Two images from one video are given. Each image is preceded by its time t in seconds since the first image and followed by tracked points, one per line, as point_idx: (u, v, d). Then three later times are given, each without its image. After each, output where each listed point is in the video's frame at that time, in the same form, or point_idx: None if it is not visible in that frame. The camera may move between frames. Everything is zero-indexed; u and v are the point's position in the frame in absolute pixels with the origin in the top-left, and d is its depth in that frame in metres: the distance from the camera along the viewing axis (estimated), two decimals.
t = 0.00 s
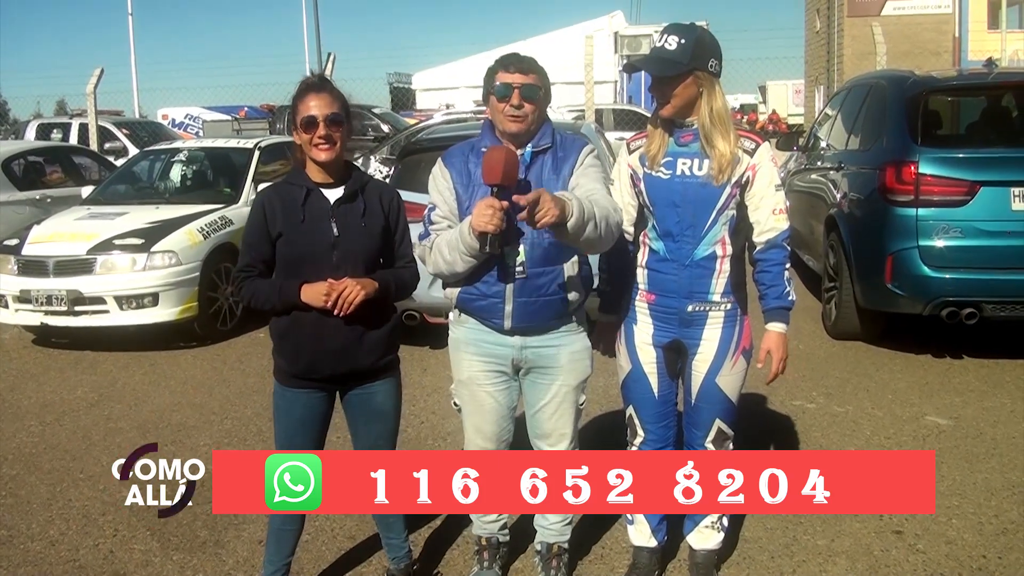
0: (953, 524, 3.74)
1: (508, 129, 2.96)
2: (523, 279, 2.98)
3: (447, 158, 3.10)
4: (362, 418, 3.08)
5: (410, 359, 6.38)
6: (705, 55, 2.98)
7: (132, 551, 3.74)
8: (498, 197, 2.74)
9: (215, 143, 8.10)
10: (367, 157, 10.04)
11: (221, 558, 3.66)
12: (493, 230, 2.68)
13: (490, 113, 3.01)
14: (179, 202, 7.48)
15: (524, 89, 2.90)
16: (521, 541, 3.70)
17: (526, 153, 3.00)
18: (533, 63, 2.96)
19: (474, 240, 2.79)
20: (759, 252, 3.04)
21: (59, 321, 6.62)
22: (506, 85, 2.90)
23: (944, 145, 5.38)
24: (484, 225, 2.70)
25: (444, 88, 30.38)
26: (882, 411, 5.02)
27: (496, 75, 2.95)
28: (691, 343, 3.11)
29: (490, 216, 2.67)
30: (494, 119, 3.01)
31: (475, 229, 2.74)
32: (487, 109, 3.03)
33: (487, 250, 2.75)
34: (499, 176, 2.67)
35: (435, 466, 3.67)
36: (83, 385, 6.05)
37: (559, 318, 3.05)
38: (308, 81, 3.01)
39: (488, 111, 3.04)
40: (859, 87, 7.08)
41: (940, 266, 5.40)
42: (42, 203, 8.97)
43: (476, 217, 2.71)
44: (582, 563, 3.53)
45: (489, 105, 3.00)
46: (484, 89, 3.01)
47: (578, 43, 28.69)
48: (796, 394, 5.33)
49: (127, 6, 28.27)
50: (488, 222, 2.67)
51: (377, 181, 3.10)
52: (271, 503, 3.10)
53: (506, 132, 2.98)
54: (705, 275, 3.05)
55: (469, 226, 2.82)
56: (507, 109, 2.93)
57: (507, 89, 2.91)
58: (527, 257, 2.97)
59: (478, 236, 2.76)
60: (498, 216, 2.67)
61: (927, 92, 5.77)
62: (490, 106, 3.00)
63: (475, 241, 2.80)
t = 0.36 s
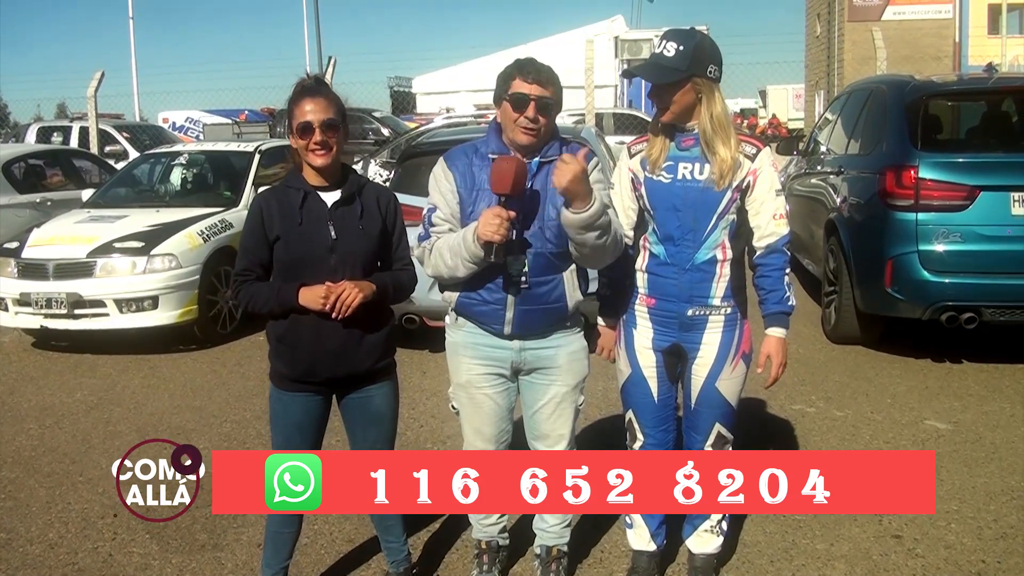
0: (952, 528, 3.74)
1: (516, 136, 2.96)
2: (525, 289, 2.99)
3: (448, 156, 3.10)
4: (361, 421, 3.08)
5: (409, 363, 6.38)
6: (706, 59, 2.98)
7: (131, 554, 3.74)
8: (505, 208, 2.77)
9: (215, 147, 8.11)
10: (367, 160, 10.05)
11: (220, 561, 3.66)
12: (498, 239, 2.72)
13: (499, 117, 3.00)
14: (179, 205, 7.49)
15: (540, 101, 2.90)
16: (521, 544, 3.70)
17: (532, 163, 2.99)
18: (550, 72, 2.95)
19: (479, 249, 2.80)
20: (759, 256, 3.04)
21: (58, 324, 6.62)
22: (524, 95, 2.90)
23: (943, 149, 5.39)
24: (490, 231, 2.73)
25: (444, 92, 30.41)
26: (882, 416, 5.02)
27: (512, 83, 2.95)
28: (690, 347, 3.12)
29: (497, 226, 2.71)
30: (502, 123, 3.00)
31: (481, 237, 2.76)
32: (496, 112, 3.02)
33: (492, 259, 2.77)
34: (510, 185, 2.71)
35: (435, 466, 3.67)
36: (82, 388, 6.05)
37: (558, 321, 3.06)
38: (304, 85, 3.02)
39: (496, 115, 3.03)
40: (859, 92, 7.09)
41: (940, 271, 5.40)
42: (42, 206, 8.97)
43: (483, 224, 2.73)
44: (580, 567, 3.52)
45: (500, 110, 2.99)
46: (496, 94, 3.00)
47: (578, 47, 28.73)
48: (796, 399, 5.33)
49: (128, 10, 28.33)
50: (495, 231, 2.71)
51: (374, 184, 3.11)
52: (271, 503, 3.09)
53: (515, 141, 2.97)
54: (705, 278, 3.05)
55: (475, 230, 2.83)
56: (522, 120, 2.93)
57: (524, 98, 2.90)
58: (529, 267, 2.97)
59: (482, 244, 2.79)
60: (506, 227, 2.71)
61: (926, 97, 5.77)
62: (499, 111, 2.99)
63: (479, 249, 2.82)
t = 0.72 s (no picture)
0: (948, 529, 3.75)
1: (521, 135, 2.95)
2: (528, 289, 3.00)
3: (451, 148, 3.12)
4: (357, 420, 3.08)
5: (406, 362, 6.37)
6: (704, 61, 2.98)
7: (127, 552, 3.74)
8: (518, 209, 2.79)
9: (212, 145, 8.10)
10: (364, 160, 10.04)
11: (216, 560, 3.65)
12: (513, 235, 2.71)
13: (506, 116, 3.00)
14: (176, 203, 7.48)
15: (549, 104, 2.90)
16: (517, 543, 3.70)
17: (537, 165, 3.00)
18: (562, 76, 2.95)
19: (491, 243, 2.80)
20: (756, 258, 3.05)
21: (54, 322, 6.60)
22: (535, 96, 2.89)
23: (939, 151, 5.40)
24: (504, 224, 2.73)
25: (441, 92, 30.41)
26: (877, 416, 5.03)
27: (523, 83, 2.94)
28: (687, 347, 3.12)
29: (513, 221, 2.71)
30: (508, 121, 3.00)
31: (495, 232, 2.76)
32: (503, 110, 3.02)
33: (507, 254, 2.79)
34: (526, 183, 2.75)
35: (435, 467, 3.68)
36: (78, 386, 6.04)
37: (554, 320, 3.08)
38: (302, 83, 3.02)
39: (503, 112, 3.03)
40: (855, 93, 7.10)
41: (936, 272, 5.42)
42: (38, 203, 8.96)
43: (498, 216, 2.72)
44: (576, 565, 3.53)
45: (507, 109, 2.98)
46: (504, 93, 2.99)
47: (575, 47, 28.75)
48: (792, 399, 5.34)
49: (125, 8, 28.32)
50: (510, 227, 2.71)
51: (371, 183, 3.11)
52: (270, 502, 3.09)
53: (519, 141, 2.97)
54: (701, 279, 3.06)
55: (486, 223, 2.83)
56: (529, 120, 2.92)
57: (534, 100, 2.89)
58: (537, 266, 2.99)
59: (496, 241, 2.79)
60: (521, 223, 2.71)
61: (923, 99, 5.78)
62: (507, 109, 2.99)
63: (491, 244, 2.81)
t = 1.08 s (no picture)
0: (945, 527, 3.75)
1: (520, 133, 2.96)
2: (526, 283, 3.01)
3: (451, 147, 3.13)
4: (355, 419, 3.08)
5: (403, 361, 6.37)
6: (699, 62, 2.97)
7: (125, 552, 3.73)
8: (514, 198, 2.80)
9: (209, 144, 8.09)
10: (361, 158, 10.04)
11: (214, 559, 3.65)
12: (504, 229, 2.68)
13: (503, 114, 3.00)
14: (173, 202, 7.47)
15: (549, 101, 2.92)
16: (516, 541, 3.71)
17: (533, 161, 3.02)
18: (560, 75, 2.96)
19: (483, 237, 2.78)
20: (753, 257, 3.05)
21: (52, 321, 6.60)
22: (534, 93, 2.90)
23: (937, 150, 5.40)
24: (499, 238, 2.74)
25: (438, 90, 30.40)
26: (875, 414, 5.03)
27: (520, 80, 2.94)
28: (684, 346, 3.12)
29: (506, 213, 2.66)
30: (506, 119, 3.00)
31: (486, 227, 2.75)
32: (500, 107, 3.02)
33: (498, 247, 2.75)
34: (518, 177, 2.74)
35: (435, 467, 3.68)
36: (76, 385, 6.03)
37: (552, 318, 3.08)
38: (301, 81, 3.01)
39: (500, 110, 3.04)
40: (853, 91, 7.10)
41: (934, 270, 5.42)
42: (35, 202, 8.95)
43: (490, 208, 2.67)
44: (575, 563, 3.53)
45: (505, 106, 2.99)
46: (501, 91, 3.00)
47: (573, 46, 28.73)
48: (789, 398, 5.34)
49: (122, 7, 28.28)
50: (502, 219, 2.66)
51: (369, 181, 3.11)
52: (270, 503, 3.09)
53: (518, 137, 2.98)
54: (699, 278, 3.06)
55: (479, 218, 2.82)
56: (530, 118, 2.93)
57: (534, 97, 2.90)
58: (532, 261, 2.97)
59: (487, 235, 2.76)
60: (513, 215, 2.66)
61: (920, 98, 5.78)
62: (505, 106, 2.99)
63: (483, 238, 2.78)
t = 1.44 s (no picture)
0: (945, 522, 3.76)
1: (504, 126, 2.96)
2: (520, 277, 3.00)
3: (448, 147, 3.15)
4: (354, 414, 3.08)
5: (403, 355, 6.37)
6: (701, 57, 2.97)
7: (125, 546, 3.74)
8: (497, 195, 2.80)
9: (209, 138, 8.09)
10: (362, 152, 10.03)
11: (213, 553, 3.65)
12: (493, 226, 2.71)
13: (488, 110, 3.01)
14: (173, 196, 7.47)
15: (526, 92, 2.92)
16: (516, 535, 3.72)
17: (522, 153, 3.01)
18: (537, 65, 2.97)
19: (473, 234, 2.81)
20: (755, 254, 3.05)
21: (52, 315, 6.60)
22: (511, 86, 2.91)
23: (938, 145, 5.40)
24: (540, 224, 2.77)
25: (438, 85, 30.37)
26: (875, 410, 5.03)
27: (499, 75, 2.96)
28: (684, 341, 3.12)
29: (491, 212, 2.71)
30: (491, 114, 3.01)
31: (475, 223, 2.76)
32: (485, 103, 3.03)
33: (488, 244, 2.79)
34: (504, 172, 2.74)
35: (435, 466, 3.67)
36: (76, 379, 6.04)
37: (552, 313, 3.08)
38: (302, 75, 3.01)
39: (485, 105, 3.05)
40: (854, 86, 7.09)
41: (934, 266, 5.42)
42: (35, 196, 8.95)
43: (477, 208, 2.73)
44: (574, 560, 3.53)
45: (488, 102, 3.00)
46: (484, 88, 3.01)
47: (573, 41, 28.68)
48: (789, 393, 5.34)
49: (122, 0, 28.26)
50: (489, 218, 2.71)
51: (369, 176, 3.10)
52: (270, 502, 3.09)
53: (504, 131, 2.98)
54: (699, 273, 3.06)
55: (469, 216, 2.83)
56: (509, 111, 2.94)
57: (511, 90, 2.91)
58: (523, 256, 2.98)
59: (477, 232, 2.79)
60: (500, 213, 2.72)
61: (921, 93, 5.78)
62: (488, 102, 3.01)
63: (474, 235, 2.81)
